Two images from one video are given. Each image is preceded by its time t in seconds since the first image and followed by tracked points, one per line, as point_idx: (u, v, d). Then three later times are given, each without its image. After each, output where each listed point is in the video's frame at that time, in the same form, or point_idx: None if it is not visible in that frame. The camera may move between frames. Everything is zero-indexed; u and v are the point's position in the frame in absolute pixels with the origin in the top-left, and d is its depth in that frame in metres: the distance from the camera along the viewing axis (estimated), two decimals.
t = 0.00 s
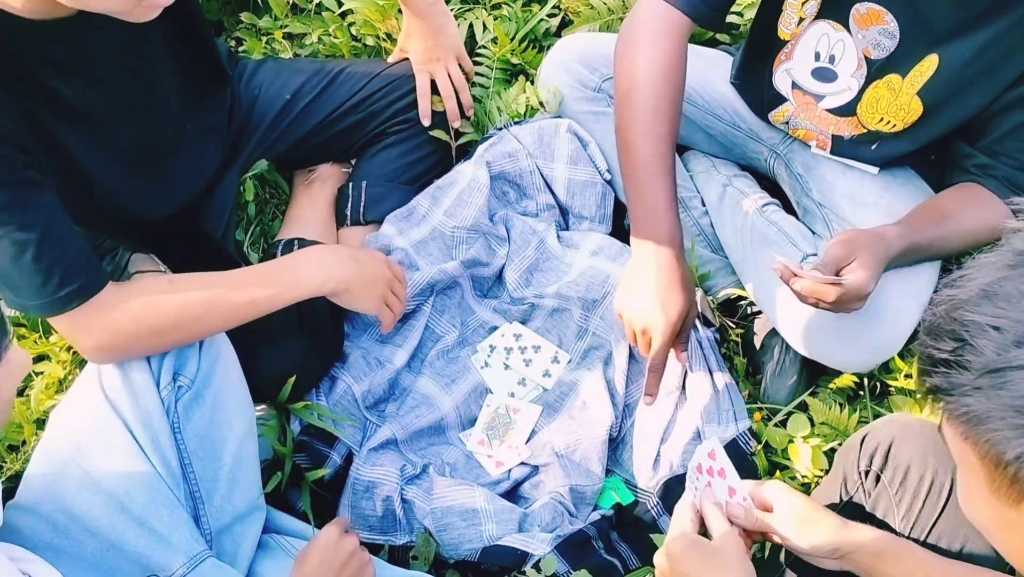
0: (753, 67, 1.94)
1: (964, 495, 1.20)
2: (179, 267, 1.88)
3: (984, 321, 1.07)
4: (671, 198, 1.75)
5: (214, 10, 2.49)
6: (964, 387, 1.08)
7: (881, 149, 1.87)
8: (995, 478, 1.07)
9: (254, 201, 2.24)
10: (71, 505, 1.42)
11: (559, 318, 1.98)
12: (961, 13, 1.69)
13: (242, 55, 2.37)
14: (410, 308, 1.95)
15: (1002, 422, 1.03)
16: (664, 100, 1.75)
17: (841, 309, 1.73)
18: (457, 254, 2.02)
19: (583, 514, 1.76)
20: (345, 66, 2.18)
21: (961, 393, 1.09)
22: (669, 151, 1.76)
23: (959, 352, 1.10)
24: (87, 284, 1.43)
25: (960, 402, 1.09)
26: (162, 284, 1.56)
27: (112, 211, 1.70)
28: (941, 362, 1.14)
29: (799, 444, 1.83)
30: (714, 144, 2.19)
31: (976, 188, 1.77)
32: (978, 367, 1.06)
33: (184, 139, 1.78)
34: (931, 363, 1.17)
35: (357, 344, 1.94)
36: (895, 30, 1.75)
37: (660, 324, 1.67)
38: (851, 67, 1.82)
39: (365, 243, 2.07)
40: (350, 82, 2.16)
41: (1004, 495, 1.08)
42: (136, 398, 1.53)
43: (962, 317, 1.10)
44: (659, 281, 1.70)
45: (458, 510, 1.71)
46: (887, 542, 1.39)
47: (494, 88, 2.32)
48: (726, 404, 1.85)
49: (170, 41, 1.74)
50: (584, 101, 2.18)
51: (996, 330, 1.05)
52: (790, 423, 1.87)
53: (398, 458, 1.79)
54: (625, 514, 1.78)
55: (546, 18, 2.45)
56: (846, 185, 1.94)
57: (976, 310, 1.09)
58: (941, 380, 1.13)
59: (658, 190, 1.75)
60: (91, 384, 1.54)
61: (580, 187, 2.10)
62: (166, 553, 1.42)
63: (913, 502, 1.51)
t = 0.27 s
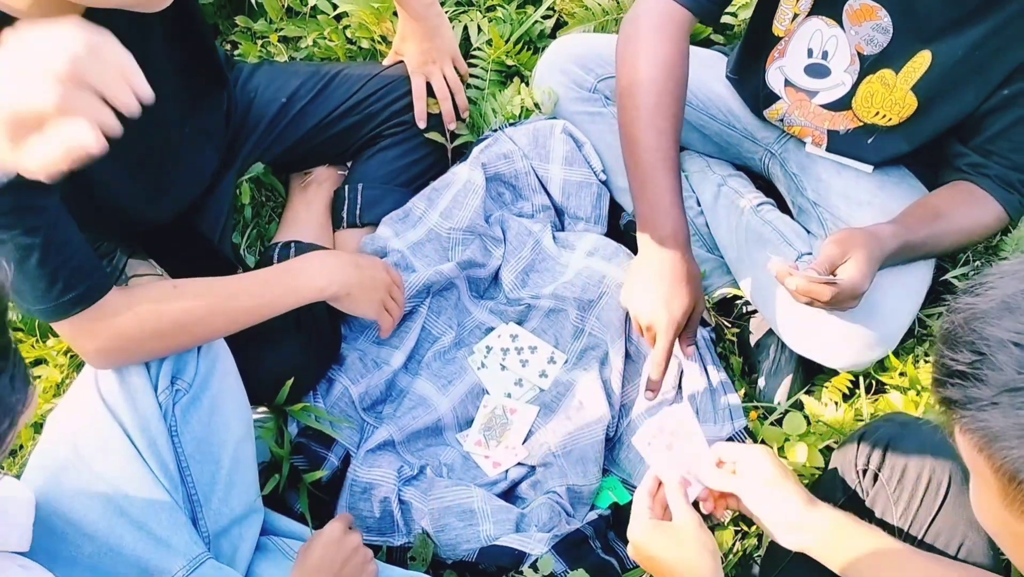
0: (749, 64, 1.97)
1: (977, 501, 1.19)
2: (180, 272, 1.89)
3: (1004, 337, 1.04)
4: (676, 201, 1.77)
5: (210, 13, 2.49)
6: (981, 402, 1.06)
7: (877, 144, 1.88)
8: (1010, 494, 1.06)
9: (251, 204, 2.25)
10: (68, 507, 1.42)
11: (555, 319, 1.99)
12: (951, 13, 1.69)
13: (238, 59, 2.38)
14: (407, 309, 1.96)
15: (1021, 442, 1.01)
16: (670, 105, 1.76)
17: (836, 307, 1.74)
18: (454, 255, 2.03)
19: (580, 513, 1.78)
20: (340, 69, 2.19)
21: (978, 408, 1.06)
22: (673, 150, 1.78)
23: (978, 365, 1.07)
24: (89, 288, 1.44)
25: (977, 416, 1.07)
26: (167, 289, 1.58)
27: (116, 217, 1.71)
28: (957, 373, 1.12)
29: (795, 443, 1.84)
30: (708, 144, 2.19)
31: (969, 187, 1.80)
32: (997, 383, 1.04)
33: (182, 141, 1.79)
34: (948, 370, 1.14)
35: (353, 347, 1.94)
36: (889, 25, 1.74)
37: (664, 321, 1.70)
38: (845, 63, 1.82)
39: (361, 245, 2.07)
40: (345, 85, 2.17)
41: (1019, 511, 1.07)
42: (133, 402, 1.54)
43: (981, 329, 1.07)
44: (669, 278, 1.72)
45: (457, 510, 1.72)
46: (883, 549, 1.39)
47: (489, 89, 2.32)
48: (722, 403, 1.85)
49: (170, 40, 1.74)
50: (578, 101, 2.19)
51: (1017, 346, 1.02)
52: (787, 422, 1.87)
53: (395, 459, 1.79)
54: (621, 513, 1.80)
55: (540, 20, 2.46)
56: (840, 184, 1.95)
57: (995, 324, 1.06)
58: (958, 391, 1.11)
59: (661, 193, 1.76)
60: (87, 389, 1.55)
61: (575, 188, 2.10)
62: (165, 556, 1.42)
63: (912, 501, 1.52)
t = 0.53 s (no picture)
0: (750, 64, 1.96)
1: (929, 486, 1.17)
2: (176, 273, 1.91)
3: (945, 332, 1.00)
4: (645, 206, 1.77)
5: (211, 15, 2.50)
6: (925, 396, 1.04)
7: (879, 146, 1.88)
8: (957, 486, 1.05)
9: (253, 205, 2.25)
10: (73, 514, 1.39)
11: (557, 319, 1.98)
12: (955, 11, 1.69)
13: (239, 60, 2.38)
14: (409, 309, 1.96)
15: (961, 439, 0.99)
16: (653, 110, 1.75)
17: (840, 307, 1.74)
18: (455, 256, 2.02)
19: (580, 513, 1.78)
20: (341, 70, 2.19)
21: (921, 401, 1.05)
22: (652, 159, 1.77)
23: (920, 359, 1.05)
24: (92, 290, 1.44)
25: (923, 408, 1.05)
26: (167, 292, 1.58)
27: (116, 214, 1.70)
28: (901, 366, 1.09)
29: (798, 442, 1.84)
30: (710, 144, 2.19)
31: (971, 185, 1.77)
32: (938, 378, 1.01)
33: (184, 142, 1.79)
34: (893, 360, 1.12)
35: (355, 348, 1.95)
36: (893, 26, 1.75)
37: (604, 322, 1.72)
38: (849, 64, 1.83)
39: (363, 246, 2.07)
40: (347, 87, 2.17)
41: (965, 502, 1.06)
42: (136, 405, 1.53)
43: (927, 323, 1.04)
44: (621, 282, 1.72)
45: (459, 511, 1.72)
46: (879, 549, 1.39)
47: (491, 90, 2.32)
48: (724, 404, 1.85)
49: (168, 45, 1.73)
50: (580, 101, 2.19)
51: (959, 342, 0.99)
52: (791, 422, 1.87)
53: (399, 459, 1.80)
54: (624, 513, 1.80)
55: (542, 20, 2.46)
56: (843, 183, 1.95)
57: (938, 317, 1.02)
58: (904, 381, 1.08)
59: (632, 196, 1.76)
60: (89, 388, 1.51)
61: (577, 188, 2.11)
62: (170, 558, 1.43)
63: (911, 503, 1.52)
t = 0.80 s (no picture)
0: (751, 66, 1.96)
1: (877, 452, 1.14)
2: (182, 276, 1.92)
3: (869, 298, 0.98)
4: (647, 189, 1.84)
5: (215, 15, 2.50)
6: (855, 360, 1.01)
7: (882, 145, 1.87)
8: (895, 447, 1.02)
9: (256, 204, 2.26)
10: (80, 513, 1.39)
11: (561, 319, 1.98)
12: (953, 12, 1.68)
13: (243, 60, 2.38)
14: (413, 309, 1.96)
15: (890, 400, 0.97)
16: (650, 100, 1.84)
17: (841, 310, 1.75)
18: (458, 255, 2.02)
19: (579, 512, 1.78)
20: (345, 70, 2.19)
21: (853, 367, 1.02)
22: (649, 142, 1.85)
23: (849, 326, 1.02)
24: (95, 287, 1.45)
25: (855, 373, 1.02)
26: (171, 293, 1.59)
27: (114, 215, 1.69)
28: (836, 334, 1.07)
29: (801, 443, 1.85)
30: (713, 144, 2.19)
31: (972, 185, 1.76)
32: (865, 343, 0.98)
33: (183, 141, 1.78)
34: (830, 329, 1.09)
35: (358, 347, 1.95)
36: (892, 25, 1.73)
37: (617, 301, 1.78)
38: (849, 65, 1.82)
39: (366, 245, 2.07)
40: (350, 87, 2.17)
41: (904, 462, 1.03)
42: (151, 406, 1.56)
43: (856, 290, 1.01)
44: (631, 259, 1.79)
45: (462, 511, 1.72)
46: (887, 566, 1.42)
47: (494, 89, 2.32)
48: (728, 404, 1.86)
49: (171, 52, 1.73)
50: (584, 101, 2.19)
51: (881, 307, 0.96)
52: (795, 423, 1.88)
53: (401, 458, 1.80)
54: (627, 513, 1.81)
55: (545, 20, 2.46)
56: (847, 183, 1.94)
57: (865, 285, 0.99)
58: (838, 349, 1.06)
59: (633, 180, 1.84)
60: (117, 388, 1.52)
61: (580, 188, 2.10)
62: (173, 554, 1.43)
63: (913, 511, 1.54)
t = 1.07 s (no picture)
0: (752, 66, 1.94)
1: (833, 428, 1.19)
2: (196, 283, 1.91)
3: (815, 275, 1.03)
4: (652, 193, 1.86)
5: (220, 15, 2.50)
6: (803, 336, 1.06)
7: (884, 145, 1.87)
8: (844, 419, 1.07)
9: (261, 204, 2.25)
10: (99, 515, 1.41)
11: (565, 319, 1.97)
12: (952, 11, 1.68)
13: (248, 60, 2.38)
14: (416, 309, 1.96)
15: (834, 372, 1.02)
16: (654, 101, 1.84)
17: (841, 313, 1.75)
18: (462, 255, 2.02)
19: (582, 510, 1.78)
20: (350, 70, 2.20)
21: (802, 343, 1.07)
22: (654, 142, 1.86)
23: (798, 304, 1.07)
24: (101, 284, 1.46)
25: (804, 349, 1.07)
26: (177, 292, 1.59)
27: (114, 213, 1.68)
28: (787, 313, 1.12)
29: (805, 444, 1.85)
30: (718, 144, 2.19)
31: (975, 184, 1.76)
32: (811, 318, 1.04)
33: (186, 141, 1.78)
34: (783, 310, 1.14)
35: (362, 346, 1.94)
36: (891, 24, 1.75)
37: (626, 302, 1.77)
38: (850, 66, 1.83)
39: (370, 245, 2.07)
40: (355, 86, 2.17)
41: (853, 434, 1.08)
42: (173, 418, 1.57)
43: (804, 269, 1.06)
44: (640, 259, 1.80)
45: (465, 510, 1.72)
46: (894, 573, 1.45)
47: (498, 89, 2.32)
48: (731, 404, 1.86)
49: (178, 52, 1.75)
50: (588, 101, 2.19)
51: (825, 283, 1.01)
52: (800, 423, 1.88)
53: (405, 457, 1.80)
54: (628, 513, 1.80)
55: (549, 20, 2.46)
56: (851, 183, 1.94)
57: (812, 264, 1.05)
58: (789, 328, 1.11)
59: (638, 182, 1.85)
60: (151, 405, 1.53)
61: (584, 188, 2.11)
62: (184, 549, 1.44)
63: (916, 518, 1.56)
